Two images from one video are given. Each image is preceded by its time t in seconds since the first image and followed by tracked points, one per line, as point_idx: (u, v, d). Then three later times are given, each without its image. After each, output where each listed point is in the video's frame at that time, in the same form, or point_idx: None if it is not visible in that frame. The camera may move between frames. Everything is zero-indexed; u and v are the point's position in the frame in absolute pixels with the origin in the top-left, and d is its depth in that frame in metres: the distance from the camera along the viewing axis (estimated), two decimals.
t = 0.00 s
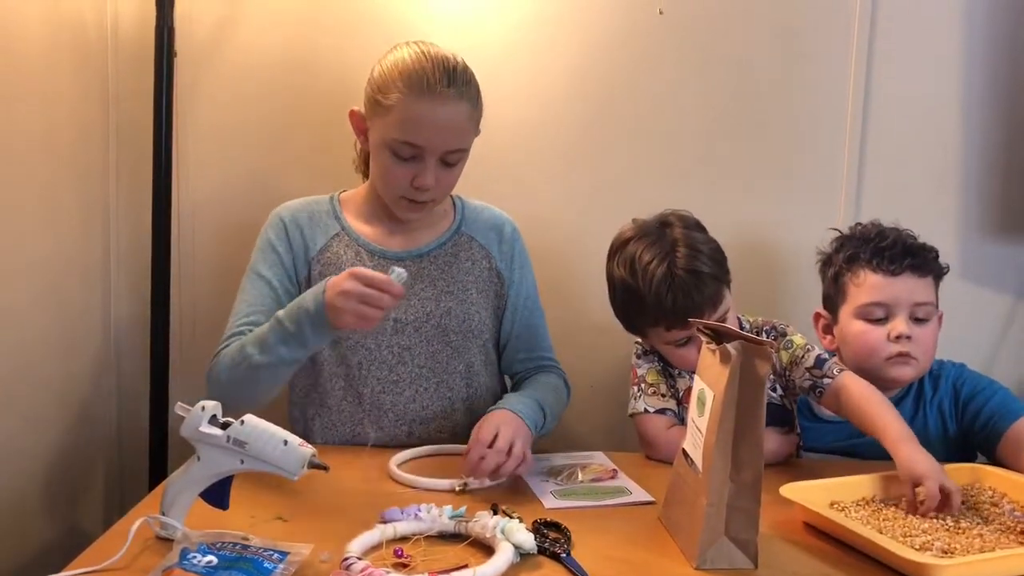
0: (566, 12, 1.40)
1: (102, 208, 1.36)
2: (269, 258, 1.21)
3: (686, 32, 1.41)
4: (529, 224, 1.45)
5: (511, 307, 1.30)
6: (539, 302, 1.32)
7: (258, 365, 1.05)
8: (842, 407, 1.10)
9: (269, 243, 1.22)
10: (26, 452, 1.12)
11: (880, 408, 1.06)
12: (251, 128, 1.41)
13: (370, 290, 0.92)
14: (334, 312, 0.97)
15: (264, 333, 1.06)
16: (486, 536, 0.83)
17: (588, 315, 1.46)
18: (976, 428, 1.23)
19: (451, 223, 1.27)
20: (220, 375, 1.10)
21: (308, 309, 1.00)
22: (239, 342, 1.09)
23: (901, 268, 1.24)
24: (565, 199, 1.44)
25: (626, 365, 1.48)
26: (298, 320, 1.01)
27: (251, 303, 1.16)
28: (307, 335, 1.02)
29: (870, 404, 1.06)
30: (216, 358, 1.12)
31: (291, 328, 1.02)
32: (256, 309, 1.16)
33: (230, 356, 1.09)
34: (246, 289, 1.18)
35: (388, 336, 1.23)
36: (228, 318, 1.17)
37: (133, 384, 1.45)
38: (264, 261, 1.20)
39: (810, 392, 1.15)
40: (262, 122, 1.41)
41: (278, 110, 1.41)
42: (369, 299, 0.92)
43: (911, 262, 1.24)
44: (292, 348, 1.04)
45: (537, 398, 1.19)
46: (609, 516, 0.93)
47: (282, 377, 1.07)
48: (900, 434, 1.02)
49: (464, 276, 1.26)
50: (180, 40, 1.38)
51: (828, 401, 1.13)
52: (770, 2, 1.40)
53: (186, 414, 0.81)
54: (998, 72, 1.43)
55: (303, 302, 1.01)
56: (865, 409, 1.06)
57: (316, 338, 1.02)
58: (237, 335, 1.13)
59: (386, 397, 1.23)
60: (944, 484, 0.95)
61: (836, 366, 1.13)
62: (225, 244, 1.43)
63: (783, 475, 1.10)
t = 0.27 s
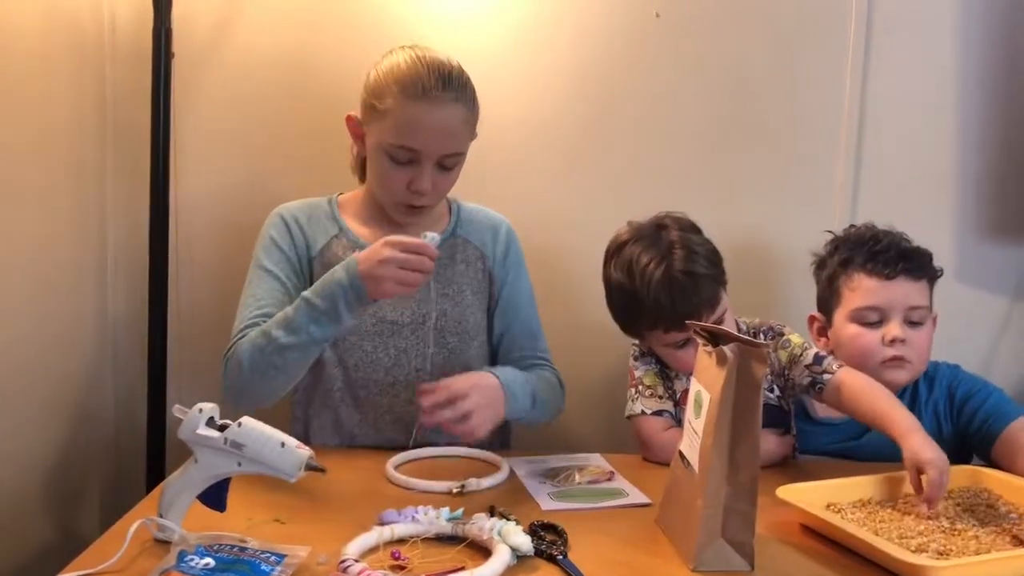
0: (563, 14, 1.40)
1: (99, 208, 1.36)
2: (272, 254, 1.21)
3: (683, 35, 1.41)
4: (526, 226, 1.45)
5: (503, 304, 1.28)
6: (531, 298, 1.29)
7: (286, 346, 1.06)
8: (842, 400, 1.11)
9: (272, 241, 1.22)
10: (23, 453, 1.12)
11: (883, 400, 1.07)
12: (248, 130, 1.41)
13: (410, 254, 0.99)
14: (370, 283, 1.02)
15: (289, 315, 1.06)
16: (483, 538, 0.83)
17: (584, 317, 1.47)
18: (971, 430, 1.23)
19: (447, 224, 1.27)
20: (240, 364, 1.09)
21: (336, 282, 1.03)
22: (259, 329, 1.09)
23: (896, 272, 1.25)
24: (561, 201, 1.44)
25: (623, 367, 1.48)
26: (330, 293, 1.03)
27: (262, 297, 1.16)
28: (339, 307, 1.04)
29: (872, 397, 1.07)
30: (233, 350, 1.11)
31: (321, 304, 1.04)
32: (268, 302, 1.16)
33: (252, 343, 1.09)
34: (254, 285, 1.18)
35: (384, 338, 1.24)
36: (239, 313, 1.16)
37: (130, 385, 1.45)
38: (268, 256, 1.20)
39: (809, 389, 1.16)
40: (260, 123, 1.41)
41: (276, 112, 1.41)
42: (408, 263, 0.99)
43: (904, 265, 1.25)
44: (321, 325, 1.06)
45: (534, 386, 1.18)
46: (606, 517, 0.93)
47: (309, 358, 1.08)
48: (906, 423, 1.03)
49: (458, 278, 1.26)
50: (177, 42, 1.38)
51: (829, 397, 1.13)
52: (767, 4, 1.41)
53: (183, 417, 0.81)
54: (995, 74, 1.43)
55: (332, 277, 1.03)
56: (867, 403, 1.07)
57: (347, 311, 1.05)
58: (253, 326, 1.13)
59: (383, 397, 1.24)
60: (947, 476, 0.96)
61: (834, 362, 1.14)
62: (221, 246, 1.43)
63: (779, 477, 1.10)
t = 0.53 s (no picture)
0: (561, 15, 1.40)
1: (96, 208, 1.36)
2: (272, 248, 1.21)
3: (680, 36, 1.41)
4: (523, 226, 1.45)
5: (499, 301, 1.28)
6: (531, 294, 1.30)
7: (286, 328, 1.06)
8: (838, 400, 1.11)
9: (272, 238, 1.22)
10: (19, 453, 1.12)
11: (877, 400, 1.07)
12: (246, 129, 1.41)
13: (404, 223, 1.00)
14: (367, 256, 1.02)
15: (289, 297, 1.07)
16: (480, 539, 0.84)
17: (581, 317, 1.47)
18: (966, 431, 1.23)
19: (445, 223, 1.27)
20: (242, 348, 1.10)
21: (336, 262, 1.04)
22: (260, 314, 1.10)
23: (892, 274, 1.25)
24: (558, 202, 1.44)
25: (619, 368, 1.48)
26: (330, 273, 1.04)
27: (261, 287, 1.16)
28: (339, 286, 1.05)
29: (867, 397, 1.07)
30: (234, 337, 1.11)
31: (321, 284, 1.05)
32: (267, 293, 1.16)
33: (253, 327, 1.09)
34: (253, 279, 1.18)
35: (380, 338, 1.24)
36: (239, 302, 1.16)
37: (127, 385, 1.45)
38: (268, 250, 1.20)
39: (803, 389, 1.16)
40: (258, 123, 1.41)
41: (274, 112, 1.41)
42: (405, 232, 1.00)
43: (900, 268, 1.25)
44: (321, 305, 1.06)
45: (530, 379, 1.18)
46: (602, 518, 0.94)
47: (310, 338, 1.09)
48: (897, 426, 1.02)
49: (454, 277, 1.27)
50: (174, 42, 1.38)
51: (823, 396, 1.13)
52: (765, 5, 1.41)
53: (179, 417, 0.81)
54: (991, 75, 1.43)
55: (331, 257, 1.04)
56: (863, 402, 1.07)
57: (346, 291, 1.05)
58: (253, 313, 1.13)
59: (380, 396, 1.24)
60: (936, 479, 0.96)
61: (829, 362, 1.15)
62: (218, 246, 1.43)
63: (776, 477, 1.11)
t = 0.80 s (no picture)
0: (558, 15, 1.40)
1: (93, 207, 1.36)
2: (265, 257, 1.22)
3: (677, 36, 1.41)
4: (520, 225, 1.45)
5: (499, 303, 1.29)
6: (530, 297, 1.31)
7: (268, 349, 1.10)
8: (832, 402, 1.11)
9: (264, 244, 1.23)
10: (15, 452, 1.12)
11: (871, 401, 1.07)
12: (244, 128, 1.41)
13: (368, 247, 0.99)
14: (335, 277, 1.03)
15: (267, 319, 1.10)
16: (477, 537, 0.83)
17: (578, 317, 1.47)
18: (962, 430, 1.24)
19: (444, 223, 1.27)
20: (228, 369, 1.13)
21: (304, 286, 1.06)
22: (243, 335, 1.13)
23: (889, 276, 1.25)
24: (555, 201, 1.44)
25: (616, 367, 1.48)
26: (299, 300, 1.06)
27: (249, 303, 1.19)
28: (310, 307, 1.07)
29: (861, 398, 1.08)
30: (223, 356, 1.15)
31: (292, 306, 1.07)
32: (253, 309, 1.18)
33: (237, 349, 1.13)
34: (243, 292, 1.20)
35: (378, 337, 1.23)
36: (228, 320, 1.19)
37: (122, 384, 1.45)
38: (258, 261, 1.22)
39: (799, 389, 1.16)
40: (255, 122, 1.41)
41: (271, 110, 1.40)
42: (368, 255, 0.99)
43: (898, 269, 1.25)
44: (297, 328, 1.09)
45: (515, 385, 1.20)
46: (599, 517, 0.94)
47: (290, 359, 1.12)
48: (893, 429, 1.03)
49: (454, 277, 1.26)
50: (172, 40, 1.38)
51: (819, 398, 1.14)
52: (762, 6, 1.41)
53: (175, 415, 0.80)
54: (988, 77, 1.44)
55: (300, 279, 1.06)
56: (856, 403, 1.08)
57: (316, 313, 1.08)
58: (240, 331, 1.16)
59: (378, 395, 1.24)
60: (931, 481, 0.97)
61: (825, 362, 1.14)
62: (215, 245, 1.43)
63: (772, 477, 1.11)
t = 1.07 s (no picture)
0: (558, 13, 1.40)
1: (92, 205, 1.36)
2: (260, 266, 1.23)
3: (676, 35, 1.41)
4: (519, 224, 1.45)
5: (498, 306, 1.30)
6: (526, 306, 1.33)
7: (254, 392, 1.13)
8: (836, 400, 1.12)
9: (259, 252, 1.23)
10: (13, 450, 1.11)
11: (874, 399, 1.08)
12: (243, 126, 1.40)
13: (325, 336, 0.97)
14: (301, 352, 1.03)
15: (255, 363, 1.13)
16: (476, 535, 0.83)
17: (578, 315, 1.47)
18: (960, 428, 1.24)
19: (444, 225, 1.27)
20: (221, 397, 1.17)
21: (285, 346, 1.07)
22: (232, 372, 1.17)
23: (889, 278, 1.25)
24: (555, 200, 1.44)
25: (616, 366, 1.48)
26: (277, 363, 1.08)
27: (243, 329, 1.21)
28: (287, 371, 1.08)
29: (865, 396, 1.08)
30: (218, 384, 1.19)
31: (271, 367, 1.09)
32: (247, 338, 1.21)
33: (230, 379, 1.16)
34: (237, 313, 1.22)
35: (377, 340, 1.23)
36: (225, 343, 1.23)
37: (122, 381, 1.45)
38: (253, 274, 1.23)
39: (802, 389, 1.17)
40: (255, 120, 1.40)
41: (270, 108, 1.40)
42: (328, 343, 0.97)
43: (898, 271, 1.25)
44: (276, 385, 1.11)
45: (496, 398, 1.21)
46: (598, 515, 0.94)
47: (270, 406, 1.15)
48: (898, 427, 1.03)
49: (454, 280, 1.26)
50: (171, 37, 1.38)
51: (823, 397, 1.14)
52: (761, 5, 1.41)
53: (175, 412, 0.80)
54: (987, 77, 1.44)
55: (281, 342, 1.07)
56: (860, 399, 1.08)
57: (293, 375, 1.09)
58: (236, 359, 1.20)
59: (376, 399, 1.23)
60: (936, 474, 0.97)
61: (829, 362, 1.15)
62: (214, 243, 1.43)
63: (771, 476, 1.11)
